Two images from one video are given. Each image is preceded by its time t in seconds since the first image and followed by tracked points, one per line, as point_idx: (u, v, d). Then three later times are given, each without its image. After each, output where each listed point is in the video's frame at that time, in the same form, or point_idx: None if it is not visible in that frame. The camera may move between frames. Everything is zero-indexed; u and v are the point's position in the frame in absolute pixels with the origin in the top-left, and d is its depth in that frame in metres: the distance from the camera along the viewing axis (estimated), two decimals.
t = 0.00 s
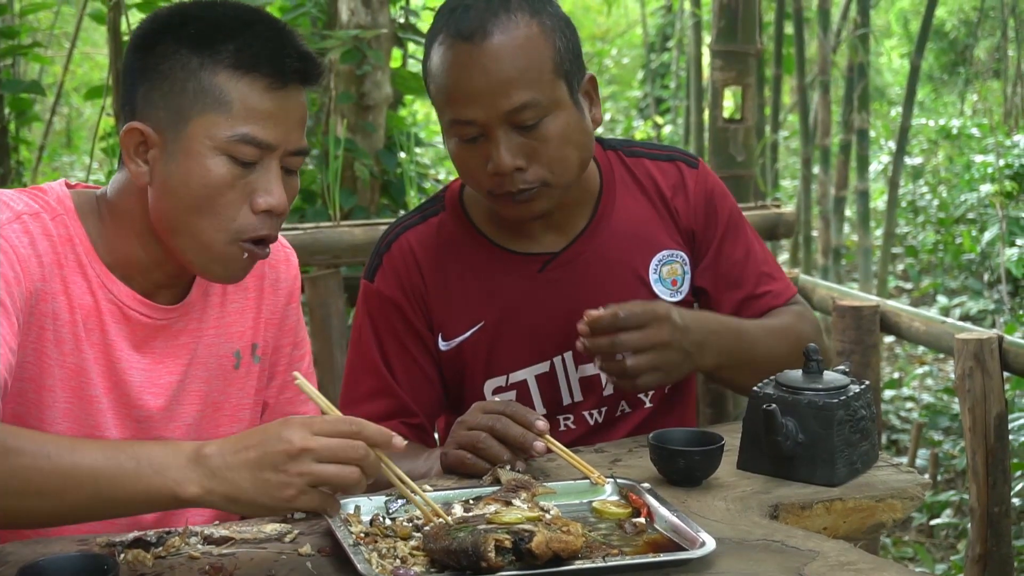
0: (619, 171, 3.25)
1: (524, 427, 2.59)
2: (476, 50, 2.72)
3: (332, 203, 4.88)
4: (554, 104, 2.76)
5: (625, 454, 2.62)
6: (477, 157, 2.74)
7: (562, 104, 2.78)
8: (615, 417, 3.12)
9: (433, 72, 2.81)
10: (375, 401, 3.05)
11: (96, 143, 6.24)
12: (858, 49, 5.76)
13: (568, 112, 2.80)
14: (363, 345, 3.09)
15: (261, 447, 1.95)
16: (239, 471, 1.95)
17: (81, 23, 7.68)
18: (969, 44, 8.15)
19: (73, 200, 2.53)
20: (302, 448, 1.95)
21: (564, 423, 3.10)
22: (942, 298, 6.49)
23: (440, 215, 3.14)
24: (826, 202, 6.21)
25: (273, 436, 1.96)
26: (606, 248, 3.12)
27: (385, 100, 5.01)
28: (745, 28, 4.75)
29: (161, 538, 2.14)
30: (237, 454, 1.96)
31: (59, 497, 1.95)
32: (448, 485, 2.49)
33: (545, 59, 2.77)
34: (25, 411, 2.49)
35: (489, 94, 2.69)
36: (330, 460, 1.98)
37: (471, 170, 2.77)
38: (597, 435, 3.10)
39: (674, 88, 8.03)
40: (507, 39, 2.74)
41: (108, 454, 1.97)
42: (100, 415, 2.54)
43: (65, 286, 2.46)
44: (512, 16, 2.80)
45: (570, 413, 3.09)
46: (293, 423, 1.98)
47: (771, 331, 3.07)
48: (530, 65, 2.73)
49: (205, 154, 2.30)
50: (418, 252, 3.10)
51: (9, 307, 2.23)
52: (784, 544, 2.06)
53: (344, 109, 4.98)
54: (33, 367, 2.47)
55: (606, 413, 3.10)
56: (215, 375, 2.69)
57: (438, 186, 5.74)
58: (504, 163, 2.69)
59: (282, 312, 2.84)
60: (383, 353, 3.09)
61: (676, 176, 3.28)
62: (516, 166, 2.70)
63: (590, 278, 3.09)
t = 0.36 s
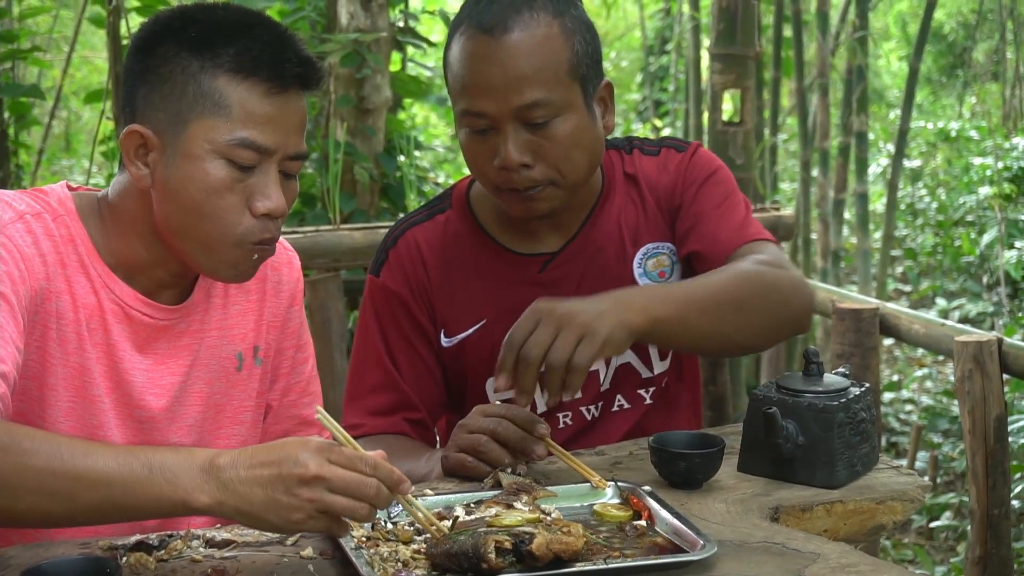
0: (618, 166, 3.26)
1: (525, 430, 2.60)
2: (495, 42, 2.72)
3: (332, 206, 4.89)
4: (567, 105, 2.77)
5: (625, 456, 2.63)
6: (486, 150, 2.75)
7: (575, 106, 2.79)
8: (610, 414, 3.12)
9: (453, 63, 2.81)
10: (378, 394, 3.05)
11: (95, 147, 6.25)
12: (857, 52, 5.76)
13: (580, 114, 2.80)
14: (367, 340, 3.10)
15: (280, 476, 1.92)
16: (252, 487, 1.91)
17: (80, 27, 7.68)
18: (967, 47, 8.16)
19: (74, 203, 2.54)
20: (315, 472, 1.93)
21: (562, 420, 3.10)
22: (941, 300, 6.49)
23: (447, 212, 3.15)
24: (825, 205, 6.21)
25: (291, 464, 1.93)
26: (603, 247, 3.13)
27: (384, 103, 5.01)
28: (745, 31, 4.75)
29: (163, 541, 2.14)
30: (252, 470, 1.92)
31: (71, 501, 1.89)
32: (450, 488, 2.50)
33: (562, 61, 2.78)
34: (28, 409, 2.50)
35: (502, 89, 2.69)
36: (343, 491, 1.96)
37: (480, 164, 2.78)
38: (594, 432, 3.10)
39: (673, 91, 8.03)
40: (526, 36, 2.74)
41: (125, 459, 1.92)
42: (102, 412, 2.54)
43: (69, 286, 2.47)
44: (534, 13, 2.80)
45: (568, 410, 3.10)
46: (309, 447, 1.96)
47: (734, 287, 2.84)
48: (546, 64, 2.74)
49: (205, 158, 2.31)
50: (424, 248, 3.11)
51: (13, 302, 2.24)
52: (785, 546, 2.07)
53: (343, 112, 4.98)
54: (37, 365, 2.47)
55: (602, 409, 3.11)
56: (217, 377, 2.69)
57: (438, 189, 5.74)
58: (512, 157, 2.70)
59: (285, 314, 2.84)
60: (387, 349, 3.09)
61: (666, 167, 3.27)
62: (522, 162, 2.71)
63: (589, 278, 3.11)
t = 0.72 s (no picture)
0: (614, 166, 3.21)
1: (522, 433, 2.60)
2: (479, 45, 2.73)
3: (331, 209, 4.89)
4: (548, 110, 2.77)
5: (624, 458, 2.62)
6: (466, 149, 2.76)
7: (558, 109, 2.79)
8: (595, 418, 3.10)
9: (439, 66, 2.81)
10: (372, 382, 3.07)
11: (93, 150, 6.25)
12: (854, 54, 5.77)
13: (562, 118, 2.81)
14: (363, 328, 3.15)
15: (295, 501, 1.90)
16: (269, 515, 1.90)
17: (78, 30, 7.69)
18: (964, 49, 8.17)
19: (70, 207, 2.54)
20: (327, 495, 1.91)
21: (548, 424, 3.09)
22: (939, 302, 6.51)
23: (444, 208, 3.17)
24: (823, 206, 6.22)
25: (305, 486, 1.91)
26: (585, 251, 3.09)
27: (382, 106, 5.02)
28: (742, 34, 4.76)
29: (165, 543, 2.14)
30: (265, 496, 1.90)
31: (86, 523, 1.86)
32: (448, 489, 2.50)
33: (546, 65, 2.78)
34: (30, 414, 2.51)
35: (482, 89, 2.70)
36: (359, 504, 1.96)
37: (460, 163, 2.79)
38: (579, 438, 3.10)
39: (671, 93, 8.04)
40: (510, 38, 2.75)
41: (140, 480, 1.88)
42: (101, 415, 2.55)
43: (69, 289, 2.48)
44: (521, 17, 2.81)
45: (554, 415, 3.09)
46: (319, 468, 1.93)
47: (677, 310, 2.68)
48: (529, 67, 2.74)
49: (199, 160, 2.31)
50: (417, 242, 3.14)
51: (16, 307, 2.24)
52: (784, 546, 2.07)
53: (342, 115, 4.98)
54: (38, 368, 2.49)
55: (587, 415, 3.09)
56: (213, 379, 2.69)
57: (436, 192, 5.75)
58: (488, 159, 2.71)
59: (280, 315, 2.84)
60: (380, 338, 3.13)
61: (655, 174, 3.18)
62: (499, 164, 2.72)
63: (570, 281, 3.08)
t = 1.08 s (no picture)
0: (617, 169, 3.21)
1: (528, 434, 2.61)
2: (477, 52, 2.74)
3: (337, 209, 4.89)
4: (547, 114, 2.77)
5: (631, 456, 2.63)
6: (468, 157, 2.77)
7: (558, 113, 2.79)
8: (606, 419, 3.11)
9: (438, 74, 2.81)
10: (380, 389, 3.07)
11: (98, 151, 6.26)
12: (859, 54, 5.77)
13: (563, 122, 2.81)
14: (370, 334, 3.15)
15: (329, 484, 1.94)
16: (308, 500, 1.94)
17: (83, 31, 7.70)
18: (968, 50, 8.17)
19: (72, 206, 2.54)
20: (366, 480, 1.94)
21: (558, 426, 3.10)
22: (944, 303, 6.50)
23: (449, 213, 3.17)
24: (828, 207, 6.22)
25: (342, 474, 1.94)
26: (593, 253, 3.09)
27: (387, 106, 5.02)
28: (747, 35, 4.76)
29: (173, 541, 2.15)
30: (304, 482, 1.94)
31: (127, 514, 1.90)
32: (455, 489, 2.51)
33: (543, 70, 2.78)
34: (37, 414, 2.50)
35: (478, 98, 2.70)
36: (397, 489, 1.98)
37: (463, 172, 2.80)
38: (589, 440, 3.11)
39: (675, 94, 8.05)
40: (508, 45, 2.75)
41: (179, 473, 1.92)
42: (107, 415, 2.55)
43: (74, 288, 2.48)
44: (517, 23, 2.81)
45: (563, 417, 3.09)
46: (357, 454, 1.96)
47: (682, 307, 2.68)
48: (527, 74, 2.75)
49: (198, 157, 2.32)
50: (423, 246, 3.13)
51: (31, 305, 2.25)
52: (791, 545, 2.08)
53: (347, 116, 4.99)
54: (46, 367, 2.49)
55: (597, 416, 3.10)
56: (217, 376, 2.70)
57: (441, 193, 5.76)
58: (489, 165, 2.71)
59: (283, 312, 2.85)
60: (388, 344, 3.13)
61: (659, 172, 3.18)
62: (500, 170, 2.72)
63: (577, 284, 3.08)
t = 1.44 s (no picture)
0: (623, 170, 3.21)
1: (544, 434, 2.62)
2: (476, 55, 2.74)
3: (350, 213, 4.90)
4: (548, 113, 2.77)
5: (646, 459, 2.63)
6: (472, 160, 2.77)
7: (559, 112, 2.80)
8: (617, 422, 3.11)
9: (440, 78, 2.82)
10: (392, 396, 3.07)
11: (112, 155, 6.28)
12: (871, 57, 5.77)
13: (565, 121, 2.81)
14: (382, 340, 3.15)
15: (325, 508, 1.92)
16: (303, 523, 1.92)
17: (96, 34, 7.72)
18: (981, 52, 8.18)
19: (86, 211, 2.55)
20: (365, 509, 1.93)
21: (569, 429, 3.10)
22: (957, 305, 6.49)
23: (457, 218, 3.17)
24: (840, 209, 6.21)
25: (340, 501, 1.92)
26: (602, 254, 3.09)
27: (400, 110, 5.03)
28: (760, 37, 4.76)
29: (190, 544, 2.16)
30: (300, 505, 1.92)
31: (120, 525, 1.90)
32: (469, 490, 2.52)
33: (543, 70, 2.78)
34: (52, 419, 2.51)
35: (480, 98, 2.71)
36: (393, 517, 1.97)
37: (467, 175, 2.80)
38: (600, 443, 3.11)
39: (686, 97, 8.05)
40: (507, 47, 2.75)
41: (174, 485, 1.91)
42: (120, 419, 2.55)
43: (87, 294, 2.49)
44: (516, 25, 2.81)
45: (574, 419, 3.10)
46: (358, 480, 1.94)
47: (704, 319, 2.67)
48: (524, 74, 2.75)
49: (211, 163, 2.32)
50: (431, 252, 3.14)
51: (40, 313, 2.25)
52: (807, 549, 2.08)
53: (360, 119, 5.00)
54: (61, 374, 2.50)
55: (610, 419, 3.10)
56: (231, 380, 2.70)
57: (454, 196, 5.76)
58: (495, 167, 2.72)
59: (297, 316, 2.85)
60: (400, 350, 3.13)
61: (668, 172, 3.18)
62: (506, 172, 2.73)
63: (588, 285, 3.08)
